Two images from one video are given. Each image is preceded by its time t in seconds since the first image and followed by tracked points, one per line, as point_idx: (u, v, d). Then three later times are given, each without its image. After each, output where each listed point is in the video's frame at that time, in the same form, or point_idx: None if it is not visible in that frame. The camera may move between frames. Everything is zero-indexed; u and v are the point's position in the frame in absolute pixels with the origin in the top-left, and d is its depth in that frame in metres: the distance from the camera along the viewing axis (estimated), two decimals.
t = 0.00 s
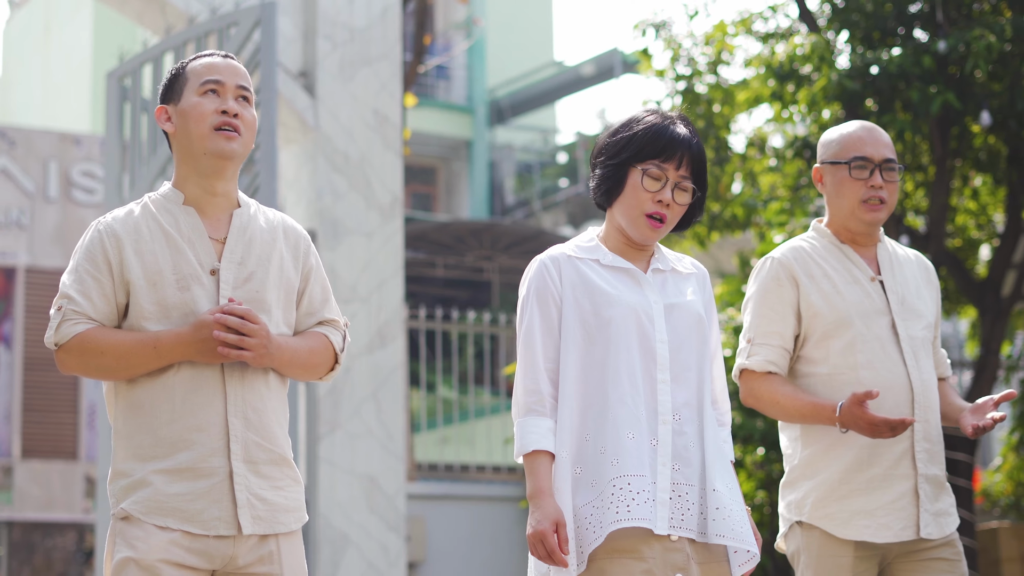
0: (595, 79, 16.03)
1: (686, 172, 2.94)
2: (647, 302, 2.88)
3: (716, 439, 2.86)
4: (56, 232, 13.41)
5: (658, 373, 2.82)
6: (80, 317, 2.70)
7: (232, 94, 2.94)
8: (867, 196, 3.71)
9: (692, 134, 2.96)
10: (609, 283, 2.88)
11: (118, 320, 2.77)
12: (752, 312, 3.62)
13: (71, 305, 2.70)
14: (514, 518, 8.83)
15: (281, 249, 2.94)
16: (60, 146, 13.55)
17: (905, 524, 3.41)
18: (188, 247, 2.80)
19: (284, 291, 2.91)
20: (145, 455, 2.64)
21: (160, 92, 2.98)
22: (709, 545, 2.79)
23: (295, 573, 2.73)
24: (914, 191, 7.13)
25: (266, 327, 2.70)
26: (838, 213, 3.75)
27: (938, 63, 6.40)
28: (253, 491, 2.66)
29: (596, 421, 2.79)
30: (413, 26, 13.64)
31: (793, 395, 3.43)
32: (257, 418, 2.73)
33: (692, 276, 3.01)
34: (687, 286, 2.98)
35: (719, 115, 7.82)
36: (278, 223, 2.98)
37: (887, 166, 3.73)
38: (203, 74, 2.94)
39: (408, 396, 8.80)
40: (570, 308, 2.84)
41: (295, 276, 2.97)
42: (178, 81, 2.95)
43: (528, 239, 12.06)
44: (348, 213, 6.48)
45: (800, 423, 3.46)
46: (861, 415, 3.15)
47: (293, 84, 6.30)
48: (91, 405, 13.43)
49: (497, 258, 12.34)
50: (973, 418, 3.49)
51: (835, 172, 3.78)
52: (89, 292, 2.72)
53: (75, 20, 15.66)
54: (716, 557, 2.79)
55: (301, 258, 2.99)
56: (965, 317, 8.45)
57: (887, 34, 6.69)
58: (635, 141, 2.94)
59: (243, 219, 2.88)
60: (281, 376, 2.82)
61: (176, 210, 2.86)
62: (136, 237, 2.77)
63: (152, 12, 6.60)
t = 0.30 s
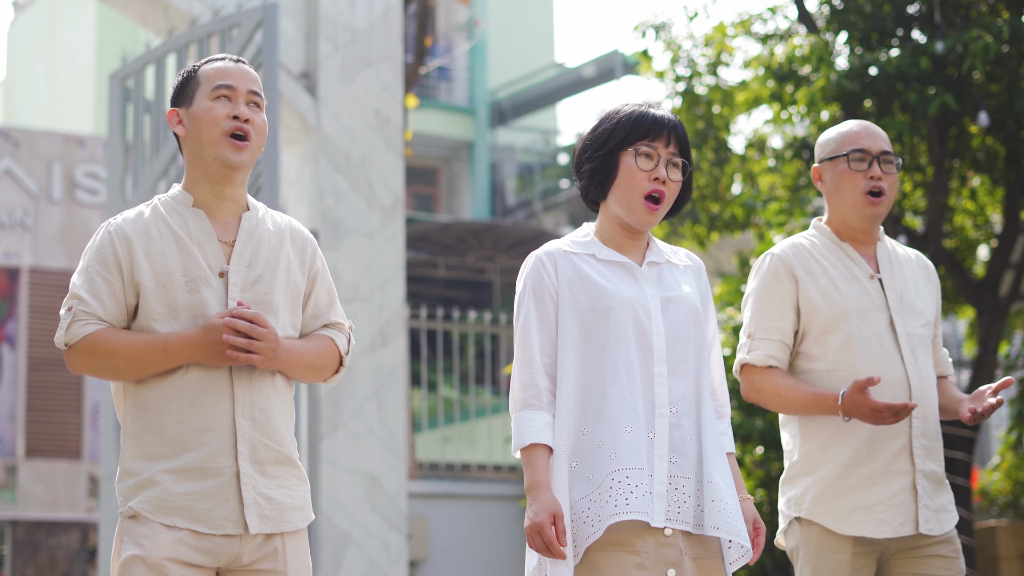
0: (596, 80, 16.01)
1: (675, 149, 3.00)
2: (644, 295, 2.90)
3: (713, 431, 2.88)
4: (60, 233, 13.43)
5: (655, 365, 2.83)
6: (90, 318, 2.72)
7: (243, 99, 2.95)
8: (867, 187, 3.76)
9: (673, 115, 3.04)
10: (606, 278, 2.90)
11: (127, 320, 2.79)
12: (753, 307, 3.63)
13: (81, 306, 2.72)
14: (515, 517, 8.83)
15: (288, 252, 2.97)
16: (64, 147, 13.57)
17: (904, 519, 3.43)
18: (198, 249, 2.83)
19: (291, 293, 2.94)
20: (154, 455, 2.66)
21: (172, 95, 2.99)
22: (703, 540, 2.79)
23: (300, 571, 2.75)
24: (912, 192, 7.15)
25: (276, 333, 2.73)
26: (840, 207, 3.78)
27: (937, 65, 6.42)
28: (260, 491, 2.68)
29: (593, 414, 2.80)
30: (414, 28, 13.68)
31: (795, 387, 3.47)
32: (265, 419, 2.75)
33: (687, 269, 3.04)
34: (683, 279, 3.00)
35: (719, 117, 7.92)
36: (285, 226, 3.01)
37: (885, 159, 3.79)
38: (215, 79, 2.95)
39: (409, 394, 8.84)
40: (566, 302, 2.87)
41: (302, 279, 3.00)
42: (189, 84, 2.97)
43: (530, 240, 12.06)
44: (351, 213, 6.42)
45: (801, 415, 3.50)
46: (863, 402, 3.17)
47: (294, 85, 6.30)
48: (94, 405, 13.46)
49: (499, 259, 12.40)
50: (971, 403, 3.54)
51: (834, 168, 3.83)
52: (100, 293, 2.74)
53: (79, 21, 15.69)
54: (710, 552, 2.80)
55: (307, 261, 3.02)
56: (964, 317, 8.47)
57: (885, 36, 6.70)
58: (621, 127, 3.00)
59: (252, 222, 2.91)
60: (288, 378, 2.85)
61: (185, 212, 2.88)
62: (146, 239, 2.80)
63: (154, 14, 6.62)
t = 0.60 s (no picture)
0: (595, 82, 16.03)
1: (661, 135, 3.07)
2: (645, 291, 2.92)
3: (715, 425, 2.89)
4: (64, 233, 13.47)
5: (658, 360, 2.85)
6: (100, 317, 2.74)
7: (247, 95, 2.99)
8: (863, 183, 3.78)
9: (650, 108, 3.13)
10: (607, 274, 2.93)
11: (135, 319, 2.81)
12: (753, 305, 3.66)
13: (91, 305, 2.75)
14: (516, 516, 8.85)
15: (295, 251, 2.99)
16: (66, 148, 13.62)
17: (905, 514, 3.44)
18: (206, 249, 2.85)
19: (298, 293, 2.96)
20: (161, 451, 2.68)
21: (176, 102, 3.03)
22: (705, 537, 2.80)
23: (303, 569, 2.76)
24: (909, 192, 7.21)
25: (283, 330, 2.74)
26: (836, 203, 3.81)
27: (933, 65, 6.47)
28: (264, 488, 2.70)
29: (597, 409, 2.82)
30: (413, 30, 13.72)
31: (795, 383, 3.48)
32: (270, 417, 2.77)
33: (686, 264, 3.07)
34: (681, 274, 3.03)
35: (717, 118, 7.99)
36: (293, 227, 3.03)
37: (879, 156, 3.81)
38: (218, 78, 2.99)
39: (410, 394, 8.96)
40: (567, 299, 2.89)
41: (309, 280, 3.02)
42: (192, 89, 3.01)
43: (530, 240, 12.09)
44: (351, 213, 6.43)
45: (801, 411, 3.51)
46: (862, 393, 3.19)
47: (295, 85, 6.31)
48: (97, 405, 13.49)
49: (500, 260, 12.43)
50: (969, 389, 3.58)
51: (830, 165, 3.84)
52: (109, 292, 2.76)
53: (82, 23, 15.73)
54: (712, 548, 2.81)
55: (314, 261, 3.04)
56: (960, 317, 8.48)
57: (882, 37, 6.72)
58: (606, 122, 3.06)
59: (259, 222, 2.94)
60: (294, 377, 2.87)
61: (194, 212, 2.91)
62: (155, 239, 2.82)
63: (156, 15, 6.65)
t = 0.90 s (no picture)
0: (595, 83, 16.09)
1: (657, 138, 3.10)
2: (645, 295, 2.94)
3: (715, 427, 2.91)
4: (66, 234, 13.54)
5: (658, 362, 2.87)
6: (108, 316, 2.77)
7: (256, 97, 3.03)
8: (862, 184, 3.80)
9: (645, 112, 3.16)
10: (608, 278, 2.95)
11: (143, 319, 2.84)
12: (754, 306, 3.68)
13: (99, 305, 2.77)
14: (516, 515, 8.87)
15: (302, 254, 3.01)
16: (69, 149, 13.68)
17: (907, 511, 3.45)
18: (213, 249, 2.88)
19: (305, 294, 2.99)
20: (168, 450, 2.70)
21: (186, 105, 3.07)
22: (709, 535, 2.81)
23: (308, 568, 2.78)
24: (908, 193, 7.19)
25: (288, 330, 2.76)
26: (835, 204, 3.83)
27: (931, 67, 6.49)
28: (271, 486, 2.72)
29: (599, 412, 2.84)
30: (414, 31, 13.78)
31: (797, 384, 3.50)
32: (276, 417, 2.79)
33: (687, 269, 3.09)
34: (681, 277, 3.05)
35: (716, 119, 8.05)
36: (300, 230, 3.06)
37: (878, 157, 3.83)
38: (227, 81, 3.03)
39: (409, 394, 9.00)
40: (568, 302, 2.92)
41: (316, 281, 3.04)
42: (202, 92, 3.05)
43: (530, 241, 12.14)
44: (352, 214, 6.44)
45: (803, 412, 3.53)
46: (866, 393, 3.22)
47: (297, 87, 6.32)
48: (100, 404, 13.43)
49: (500, 260, 12.45)
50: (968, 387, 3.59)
51: (829, 166, 3.86)
52: (117, 292, 2.79)
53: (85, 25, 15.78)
54: (718, 547, 2.83)
55: (322, 263, 3.07)
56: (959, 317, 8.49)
57: (880, 39, 6.73)
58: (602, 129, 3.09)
59: (266, 223, 2.96)
60: (300, 377, 2.89)
61: (202, 213, 2.94)
62: (163, 239, 2.85)
63: (158, 16, 6.68)
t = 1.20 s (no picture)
0: (595, 86, 16.13)
1: (656, 144, 3.10)
2: (647, 295, 2.96)
3: (713, 428, 2.93)
4: (69, 236, 13.57)
5: (658, 362, 2.89)
6: (117, 318, 2.79)
7: (268, 103, 3.05)
8: (863, 184, 3.82)
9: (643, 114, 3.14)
10: (610, 277, 2.96)
11: (151, 321, 2.86)
12: (758, 309, 3.70)
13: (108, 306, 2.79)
14: (516, 515, 8.89)
15: (311, 259, 3.04)
16: (72, 151, 13.68)
17: (912, 511, 3.47)
18: (222, 252, 2.90)
19: (313, 299, 3.01)
20: (174, 451, 2.73)
21: (198, 109, 3.09)
22: (704, 537, 2.83)
23: (313, 569, 2.80)
24: (906, 195, 7.19)
25: (295, 335, 2.79)
26: (838, 205, 3.84)
27: (928, 70, 6.57)
28: (275, 488, 2.74)
29: (599, 411, 2.87)
30: (415, 34, 13.85)
31: (800, 388, 3.52)
32: (282, 419, 2.81)
33: (689, 271, 3.11)
34: (684, 279, 3.07)
35: (715, 121, 8.08)
36: (309, 236, 3.08)
37: (879, 155, 3.85)
38: (240, 87, 3.05)
39: (411, 395, 9.03)
40: (570, 301, 2.94)
41: (324, 287, 3.07)
42: (214, 97, 3.08)
43: (531, 243, 12.18)
44: (354, 216, 6.45)
45: (808, 415, 3.55)
46: (867, 400, 3.25)
47: (299, 90, 6.34)
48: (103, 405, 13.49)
49: (501, 261, 12.45)
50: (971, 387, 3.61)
51: (830, 167, 3.89)
52: (126, 293, 2.81)
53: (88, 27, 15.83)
54: (711, 548, 2.84)
55: (330, 270, 3.09)
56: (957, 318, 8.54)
57: (879, 42, 6.76)
58: (601, 138, 3.08)
59: (276, 229, 2.98)
60: (306, 382, 2.91)
61: (212, 217, 2.96)
62: (172, 242, 2.87)
63: (160, 20, 6.70)
